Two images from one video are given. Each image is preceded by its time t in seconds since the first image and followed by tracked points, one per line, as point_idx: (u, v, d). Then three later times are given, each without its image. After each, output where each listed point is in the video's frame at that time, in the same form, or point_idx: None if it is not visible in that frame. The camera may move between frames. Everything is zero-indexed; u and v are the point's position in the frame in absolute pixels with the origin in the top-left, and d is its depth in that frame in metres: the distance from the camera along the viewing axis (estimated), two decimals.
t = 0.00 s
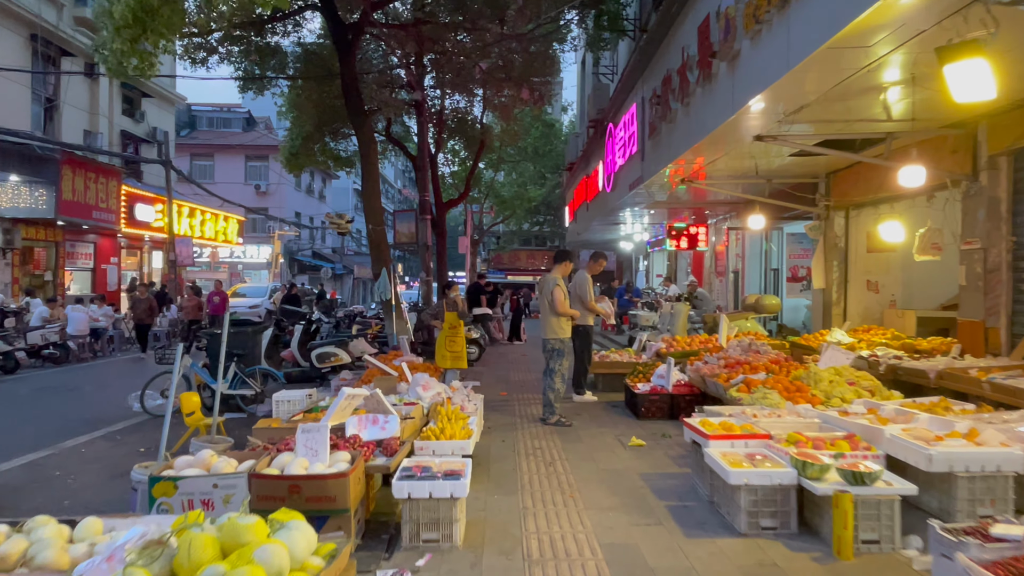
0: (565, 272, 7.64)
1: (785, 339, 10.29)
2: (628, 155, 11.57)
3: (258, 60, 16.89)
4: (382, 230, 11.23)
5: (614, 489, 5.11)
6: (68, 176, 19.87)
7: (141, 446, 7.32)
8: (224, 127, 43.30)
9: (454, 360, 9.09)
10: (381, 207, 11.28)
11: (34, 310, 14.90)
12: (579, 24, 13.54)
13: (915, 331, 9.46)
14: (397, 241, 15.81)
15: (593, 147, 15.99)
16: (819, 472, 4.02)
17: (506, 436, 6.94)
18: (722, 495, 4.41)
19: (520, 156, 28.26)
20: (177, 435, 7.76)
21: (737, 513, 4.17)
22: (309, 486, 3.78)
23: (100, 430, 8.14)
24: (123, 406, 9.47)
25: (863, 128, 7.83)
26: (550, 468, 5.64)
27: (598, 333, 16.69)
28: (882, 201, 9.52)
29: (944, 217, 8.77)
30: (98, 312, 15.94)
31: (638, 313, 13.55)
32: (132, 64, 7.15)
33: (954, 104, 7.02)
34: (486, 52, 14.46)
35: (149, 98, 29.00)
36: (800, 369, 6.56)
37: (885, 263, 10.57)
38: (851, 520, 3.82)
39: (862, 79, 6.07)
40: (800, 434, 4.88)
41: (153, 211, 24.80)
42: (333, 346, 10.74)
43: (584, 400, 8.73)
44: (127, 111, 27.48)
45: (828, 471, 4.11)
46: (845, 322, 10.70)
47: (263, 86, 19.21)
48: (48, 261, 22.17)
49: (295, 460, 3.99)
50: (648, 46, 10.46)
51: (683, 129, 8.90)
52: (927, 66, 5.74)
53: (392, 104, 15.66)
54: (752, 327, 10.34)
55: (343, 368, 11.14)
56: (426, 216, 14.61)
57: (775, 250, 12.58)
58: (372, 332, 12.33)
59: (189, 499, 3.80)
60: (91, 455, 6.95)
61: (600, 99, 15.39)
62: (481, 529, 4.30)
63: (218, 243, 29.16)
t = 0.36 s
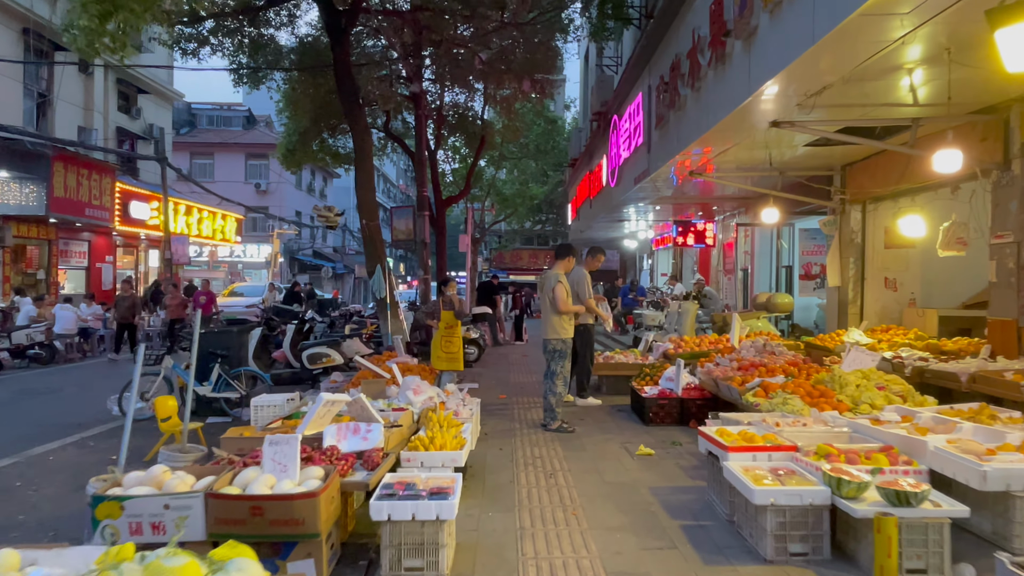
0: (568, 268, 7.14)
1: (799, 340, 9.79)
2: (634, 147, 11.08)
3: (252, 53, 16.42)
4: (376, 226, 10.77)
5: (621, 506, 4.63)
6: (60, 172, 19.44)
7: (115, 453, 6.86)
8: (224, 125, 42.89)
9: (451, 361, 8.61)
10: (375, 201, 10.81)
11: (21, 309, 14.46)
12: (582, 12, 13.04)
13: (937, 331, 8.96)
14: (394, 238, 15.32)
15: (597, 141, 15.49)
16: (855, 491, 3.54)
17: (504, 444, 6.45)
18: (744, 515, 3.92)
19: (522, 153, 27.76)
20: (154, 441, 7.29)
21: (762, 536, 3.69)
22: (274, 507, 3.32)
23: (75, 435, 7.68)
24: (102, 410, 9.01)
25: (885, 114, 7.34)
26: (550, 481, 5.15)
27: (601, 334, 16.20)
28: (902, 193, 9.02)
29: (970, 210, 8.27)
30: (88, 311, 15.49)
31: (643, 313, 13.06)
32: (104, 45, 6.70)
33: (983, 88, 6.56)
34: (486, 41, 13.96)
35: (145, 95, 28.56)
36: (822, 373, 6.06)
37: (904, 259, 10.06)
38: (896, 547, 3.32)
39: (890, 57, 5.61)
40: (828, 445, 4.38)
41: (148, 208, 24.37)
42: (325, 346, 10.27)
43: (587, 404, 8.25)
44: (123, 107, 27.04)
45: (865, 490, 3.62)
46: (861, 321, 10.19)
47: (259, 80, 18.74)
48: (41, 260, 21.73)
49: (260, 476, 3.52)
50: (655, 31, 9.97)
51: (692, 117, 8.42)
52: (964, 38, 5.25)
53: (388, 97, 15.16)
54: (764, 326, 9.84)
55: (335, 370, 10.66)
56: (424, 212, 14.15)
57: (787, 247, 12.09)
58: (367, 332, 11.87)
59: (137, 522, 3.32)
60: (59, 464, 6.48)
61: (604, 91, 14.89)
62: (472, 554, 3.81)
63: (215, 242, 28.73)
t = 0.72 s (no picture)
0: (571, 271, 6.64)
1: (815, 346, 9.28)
2: (640, 143, 10.55)
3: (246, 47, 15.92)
4: (370, 226, 10.28)
5: (631, 538, 4.12)
6: (52, 171, 18.99)
7: (84, 469, 6.39)
8: (225, 124, 42.47)
9: (447, 369, 8.10)
10: (369, 200, 10.32)
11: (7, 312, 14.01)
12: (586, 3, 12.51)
13: (963, 338, 8.44)
14: (392, 238, 14.82)
15: (601, 138, 14.97)
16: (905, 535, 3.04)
17: (501, 461, 5.96)
18: (772, 557, 3.42)
19: (525, 152, 27.24)
20: (128, 455, 6.82)
21: None
22: (225, 557, 2.83)
23: (45, 448, 7.21)
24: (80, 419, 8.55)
25: (913, 106, 6.83)
26: (551, 508, 4.64)
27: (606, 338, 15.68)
28: (926, 191, 8.49)
29: (1000, 209, 7.75)
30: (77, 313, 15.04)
31: (649, 316, 12.56)
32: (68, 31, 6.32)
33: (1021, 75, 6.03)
34: (487, 34, 13.43)
35: (142, 93, 28.11)
36: (848, 386, 5.55)
37: (925, 261, 9.53)
38: None
39: (921, 41, 5.14)
40: (864, 474, 3.87)
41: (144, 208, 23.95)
42: (316, 352, 9.78)
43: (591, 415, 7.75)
44: (119, 105, 26.60)
45: (915, 533, 3.11)
46: (880, 326, 9.67)
47: (254, 75, 18.26)
48: (34, 260, 21.32)
49: (213, 517, 3.03)
50: (663, 20, 9.44)
51: (703, 109, 7.91)
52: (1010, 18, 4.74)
53: (386, 92, 14.65)
54: (778, 331, 9.31)
55: (327, 376, 10.17)
56: (422, 211, 13.65)
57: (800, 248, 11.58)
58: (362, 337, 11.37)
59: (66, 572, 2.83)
60: (21, 482, 6.01)
61: (609, 86, 14.36)
62: None
63: (214, 242, 28.29)
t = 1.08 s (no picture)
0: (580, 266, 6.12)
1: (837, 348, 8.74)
2: (651, 134, 10.01)
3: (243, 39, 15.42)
4: (366, 221, 9.78)
5: (651, 571, 3.61)
6: (45, 167, 18.54)
7: (52, 482, 5.89)
8: (227, 123, 42.01)
9: (446, 373, 7.57)
10: (365, 194, 9.82)
11: None
12: None
13: (998, 340, 7.90)
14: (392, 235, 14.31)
15: (609, 132, 14.43)
16: None
17: (504, 475, 5.45)
18: None
19: (530, 149, 26.70)
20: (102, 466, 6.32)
21: None
22: None
23: (16, 458, 6.73)
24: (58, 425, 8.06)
25: (952, 89, 6.29)
26: (560, 533, 4.13)
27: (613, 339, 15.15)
28: (958, 183, 7.95)
29: None
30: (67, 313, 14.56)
31: (659, 317, 11.99)
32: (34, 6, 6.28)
33: None
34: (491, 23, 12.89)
35: (141, 89, 27.66)
36: (888, 396, 5.03)
37: (955, 258, 8.98)
38: None
39: (965, 15, 4.65)
40: (923, 501, 3.35)
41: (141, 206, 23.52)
42: (309, 354, 9.26)
43: (601, 422, 7.23)
44: (118, 102, 26.16)
45: None
46: (907, 328, 9.12)
47: (251, 68, 17.75)
48: (29, 258, 20.84)
49: (154, 559, 2.52)
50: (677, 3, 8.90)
51: (720, 95, 7.39)
52: None
53: (386, 85, 14.12)
54: (798, 333, 8.76)
55: (321, 380, 9.65)
56: (422, 207, 13.14)
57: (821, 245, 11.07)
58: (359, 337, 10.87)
59: None
60: None
61: (618, 77, 13.82)
62: None
63: (213, 241, 27.84)
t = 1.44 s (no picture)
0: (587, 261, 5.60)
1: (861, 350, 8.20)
2: (662, 124, 9.50)
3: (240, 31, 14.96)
4: (362, 216, 9.30)
5: None
6: (41, 164, 18.12)
7: (15, 494, 5.42)
8: (231, 122, 41.68)
9: (446, 377, 7.01)
10: (362, 188, 9.35)
11: None
12: None
13: None
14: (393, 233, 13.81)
15: (617, 125, 13.91)
16: None
17: (505, 490, 4.96)
18: None
19: (536, 147, 26.19)
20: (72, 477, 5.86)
21: None
22: None
23: None
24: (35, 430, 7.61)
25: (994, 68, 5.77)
26: (567, 561, 3.63)
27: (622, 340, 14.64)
28: (994, 173, 7.41)
29: None
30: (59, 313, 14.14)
31: (670, 317, 11.45)
32: None
33: None
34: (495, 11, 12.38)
35: (141, 86, 27.28)
36: (933, 405, 4.53)
37: (987, 254, 8.44)
38: None
39: None
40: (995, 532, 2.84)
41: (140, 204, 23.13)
42: (302, 356, 8.77)
43: (610, 429, 6.72)
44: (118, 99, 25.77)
45: None
46: (936, 328, 8.56)
47: (250, 62, 17.32)
48: (26, 258, 20.48)
49: None
50: None
51: (739, 78, 6.88)
52: None
53: (387, 77, 13.63)
54: (820, 334, 8.23)
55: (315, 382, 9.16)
56: (424, 203, 12.68)
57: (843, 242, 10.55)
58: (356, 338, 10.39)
59: None
60: None
61: (626, 68, 13.29)
62: None
63: (215, 240, 27.46)
